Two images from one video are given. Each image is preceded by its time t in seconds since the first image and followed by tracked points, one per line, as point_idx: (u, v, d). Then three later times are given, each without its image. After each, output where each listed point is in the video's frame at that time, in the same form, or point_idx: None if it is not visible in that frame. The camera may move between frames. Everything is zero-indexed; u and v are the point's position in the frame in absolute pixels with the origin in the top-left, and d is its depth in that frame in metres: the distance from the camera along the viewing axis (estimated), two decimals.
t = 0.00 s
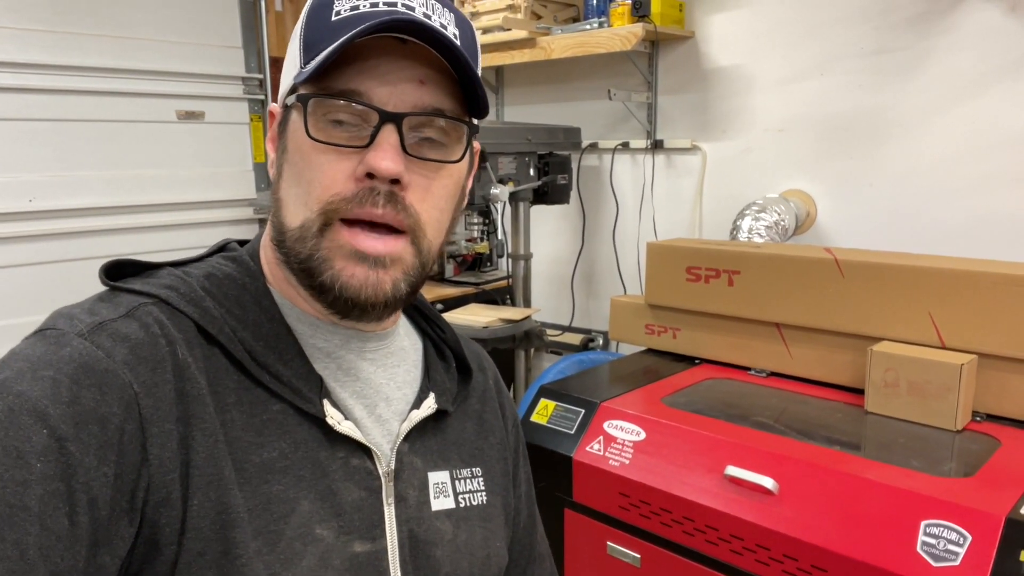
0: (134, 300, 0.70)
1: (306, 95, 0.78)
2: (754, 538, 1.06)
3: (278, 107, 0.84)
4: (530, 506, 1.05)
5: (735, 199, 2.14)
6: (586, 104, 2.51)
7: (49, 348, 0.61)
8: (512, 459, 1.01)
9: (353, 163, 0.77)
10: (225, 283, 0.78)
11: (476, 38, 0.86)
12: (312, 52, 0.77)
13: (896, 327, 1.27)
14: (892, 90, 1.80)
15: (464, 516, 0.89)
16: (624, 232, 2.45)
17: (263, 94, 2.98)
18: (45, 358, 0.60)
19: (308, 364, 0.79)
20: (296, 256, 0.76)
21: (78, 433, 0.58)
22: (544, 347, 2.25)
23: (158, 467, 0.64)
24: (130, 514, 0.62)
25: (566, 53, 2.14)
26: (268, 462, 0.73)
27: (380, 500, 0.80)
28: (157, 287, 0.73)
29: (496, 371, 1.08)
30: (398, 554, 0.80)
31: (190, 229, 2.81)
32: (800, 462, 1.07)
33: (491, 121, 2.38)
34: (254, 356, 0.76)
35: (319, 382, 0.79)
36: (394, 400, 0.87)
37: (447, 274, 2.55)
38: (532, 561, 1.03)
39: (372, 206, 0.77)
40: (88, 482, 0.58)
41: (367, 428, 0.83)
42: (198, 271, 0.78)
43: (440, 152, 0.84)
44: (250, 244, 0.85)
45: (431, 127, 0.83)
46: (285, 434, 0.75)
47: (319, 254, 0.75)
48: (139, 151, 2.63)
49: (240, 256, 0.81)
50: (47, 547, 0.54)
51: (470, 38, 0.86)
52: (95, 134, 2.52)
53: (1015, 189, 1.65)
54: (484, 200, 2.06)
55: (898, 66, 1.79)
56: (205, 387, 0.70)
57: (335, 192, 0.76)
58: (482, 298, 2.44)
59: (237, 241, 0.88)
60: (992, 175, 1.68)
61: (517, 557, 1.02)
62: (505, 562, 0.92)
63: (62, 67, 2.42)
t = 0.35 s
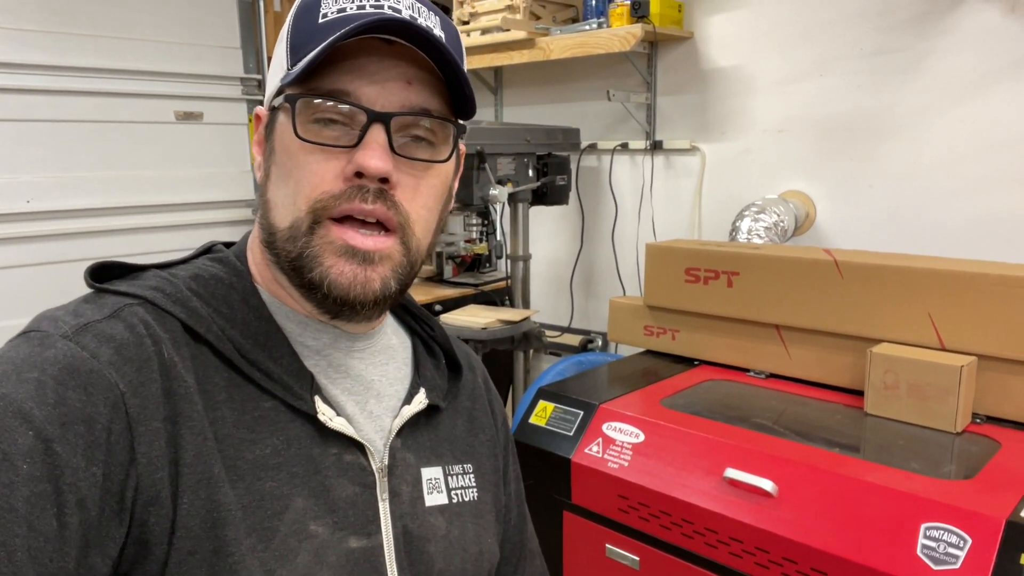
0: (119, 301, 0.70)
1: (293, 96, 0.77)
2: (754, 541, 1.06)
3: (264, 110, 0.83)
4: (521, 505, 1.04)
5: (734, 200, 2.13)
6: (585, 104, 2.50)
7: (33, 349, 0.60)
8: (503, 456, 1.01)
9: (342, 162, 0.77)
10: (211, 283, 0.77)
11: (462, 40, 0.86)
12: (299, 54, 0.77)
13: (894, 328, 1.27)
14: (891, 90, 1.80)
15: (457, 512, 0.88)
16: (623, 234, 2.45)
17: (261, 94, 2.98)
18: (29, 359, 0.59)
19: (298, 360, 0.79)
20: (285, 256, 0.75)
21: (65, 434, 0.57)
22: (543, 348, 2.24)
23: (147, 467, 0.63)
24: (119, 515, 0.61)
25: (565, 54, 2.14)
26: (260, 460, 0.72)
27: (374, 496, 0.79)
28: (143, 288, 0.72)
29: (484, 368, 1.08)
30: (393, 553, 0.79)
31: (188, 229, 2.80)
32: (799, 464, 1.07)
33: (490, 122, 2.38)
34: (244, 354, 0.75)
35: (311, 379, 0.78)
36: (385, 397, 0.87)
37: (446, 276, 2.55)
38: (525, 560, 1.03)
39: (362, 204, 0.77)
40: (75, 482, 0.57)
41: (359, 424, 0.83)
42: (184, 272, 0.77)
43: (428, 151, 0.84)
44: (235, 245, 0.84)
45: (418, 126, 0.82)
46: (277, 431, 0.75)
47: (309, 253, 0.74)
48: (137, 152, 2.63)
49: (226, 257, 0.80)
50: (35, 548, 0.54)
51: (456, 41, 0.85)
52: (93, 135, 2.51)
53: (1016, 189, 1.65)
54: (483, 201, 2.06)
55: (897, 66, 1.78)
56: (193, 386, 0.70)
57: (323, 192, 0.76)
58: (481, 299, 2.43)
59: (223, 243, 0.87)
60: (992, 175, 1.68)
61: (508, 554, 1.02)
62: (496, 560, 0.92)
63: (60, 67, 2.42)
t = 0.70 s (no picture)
0: (109, 304, 0.70)
1: (284, 99, 0.77)
2: (751, 542, 1.06)
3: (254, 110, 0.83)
4: (509, 503, 1.05)
5: (734, 201, 2.13)
6: (585, 104, 2.50)
7: (23, 354, 0.60)
8: (491, 454, 1.01)
9: (332, 165, 0.77)
10: (200, 285, 0.77)
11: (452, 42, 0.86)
12: (289, 57, 0.77)
13: (891, 329, 1.27)
14: (889, 91, 1.80)
15: (448, 510, 0.88)
16: (622, 234, 2.45)
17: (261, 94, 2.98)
18: (18, 364, 0.59)
19: (288, 361, 0.79)
20: (274, 259, 0.76)
21: (56, 438, 0.58)
22: (542, 348, 2.24)
23: (139, 470, 0.63)
24: (112, 518, 0.61)
25: (565, 54, 2.14)
26: (253, 461, 0.72)
27: (366, 495, 0.80)
28: (131, 291, 0.72)
29: (472, 367, 1.08)
30: (386, 551, 0.79)
31: (188, 229, 2.80)
32: (796, 465, 1.07)
33: (490, 122, 2.38)
34: (235, 355, 0.75)
35: (301, 379, 0.79)
36: (376, 396, 0.87)
37: (446, 276, 2.55)
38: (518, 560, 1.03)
39: (353, 208, 0.77)
40: (67, 487, 0.57)
41: (350, 424, 0.83)
42: (172, 275, 0.77)
43: (418, 155, 0.84)
44: (224, 246, 0.84)
45: (409, 130, 0.82)
46: (269, 432, 0.75)
47: (298, 257, 0.75)
48: (137, 152, 2.63)
49: (214, 259, 0.81)
50: (28, 554, 0.54)
51: (446, 43, 0.86)
52: (93, 135, 2.51)
53: (1014, 190, 1.65)
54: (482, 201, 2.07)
55: (896, 67, 1.78)
56: (183, 388, 0.70)
57: (313, 195, 0.76)
58: (481, 300, 2.43)
59: (211, 244, 0.87)
60: (990, 175, 1.68)
61: (497, 551, 1.02)
62: (486, 556, 0.92)
63: (60, 68, 2.42)
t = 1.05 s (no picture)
0: (94, 297, 0.69)
1: (279, 90, 0.77)
2: (748, 538, 1.06)
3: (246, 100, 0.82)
4: (500, 498, 1.05)
5: (734, 199, 2.13)
6: (585, 102, 2.50)
7: (7, 347, 0.60)
8: (481, 448, 1.01)
9: (327, 158, 0.77)
10: (187, 277, 0.77)
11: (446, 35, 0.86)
12: (285, 47, 0.76)
13: (890, 325, 1.26)
14: (889, 88, 1.80)
15: (438, 504, 0.88)
16: (623, 232, 2.45)
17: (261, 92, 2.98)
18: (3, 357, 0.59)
19: (276, 354, 0.79)
20: (267, 254, 0.76)
21: (41, 432, 0.57)
22: (542, 346, 2.24)
23: (126, 464, 0.63)
24: (98, 513, 0.61)
25: (565, 51, 2.14)
26: (241, 454, 0.72)
27: (356, 489, 0.80)
28: (118, 283, 0.72)
29: (461, 360, 1.08)
30: (375, 544, 0.79)
31: (189, 227, 2.81)
32: (793, 462, 1.07)
33: (490, 120, 2.38)
34: (222, 349, 0.75)
35: (289, 373, 0.79)
36: (365, 390, 0.87)
37: (446, 274, 2.55)
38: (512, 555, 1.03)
39: (348, 203, 0.77)
40: (53, 481, 0.57)
41: (339, 417, 0.83)
42: (159, 267, 0.77)
43: (413, 148, 0.84)
44: (211, 240, 0.84)
45: (405, 124, 0.83)
46: (257, 426, 0.75)
47: (293, 251, 0.75)
48: (138, 150, 2.63)
49: (202, 252, 0.80)
50: (13, 549, 0.54)
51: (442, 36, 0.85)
52: (93, 133, 2.51)
53: (1013, 188, 1.64)
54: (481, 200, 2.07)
55: (896, 64, 1.78)
56: (170, 380, 0.70)
57: (307, 189, 0.76)
58: (481, 298, 2.43)
59: (199, 238, 0.87)
60: (990, 173, 1.67)
61: (487, 545, 1.01)
62: (477, 550, 0.92)
63: (60, 66, 2.42)
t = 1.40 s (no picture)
0: (101, 285, 0.70)
1: (298, 79, 0.77)
2: (751, 533, 1.06)
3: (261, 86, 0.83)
4: (503, 492, 1.05)
5: (737, 196, 2.13)
6: (588, 100, 2.50)
7: (14, 336, 0.61)
8: (485, 442, 1.02)
9: (343, 149, 0.77)
10: (195, 266, 0.77)
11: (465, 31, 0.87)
12: (305, 37, 0.77)
13: (895, 321, 1.26)
14: (892, 85, 1.79)
15: (442, 496, 0.89)
16: (626, 230, 2.45)
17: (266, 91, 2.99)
18: (9, 346, 0.60)
19: (283, 345, 0.79)
20: (277, 239, 0.76)
21: (47, 421, 0.58)
22: (546, 344, 2.24)
23: (132, 453, 0.63)
24: (105, 502, 0.62)
25: (568, 49, 2.14)
26: (247, 444, 0.73)
27: (360, 480, 0.80)
28: (124, 272, 0.72)
29: (472, 354, 1.09)
30: (380, 534, 0.80)
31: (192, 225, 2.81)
32: (797, 456, 1.07)
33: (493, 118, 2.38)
34: (228, 339, 0.75)
35: (296, 363, 0.79)
36: (372, 381, 0.87)
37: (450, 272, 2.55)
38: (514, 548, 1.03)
39: (361, 195, 0.77)
40: (59, 469, 0.58)
41: (345, 408, 0.83)
42: (166, 257, 0.77)
43: (428, 145, 0.85)
44: (220, 228, 0.84)
45: (423, 120, 0.84)
46: (263, 416, 0.75)
47: (303, 238, 0.75)
48: (142, 148, 2.64)
49: (210, 241, 0.80)
50: (19, 537, 0.54)
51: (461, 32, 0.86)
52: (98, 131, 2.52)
53: (1017, 185, 1.64)
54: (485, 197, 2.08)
55: (900, 61, 1.77)
56: (176, 370, 0.70)
57: (321, 178, 0.76)
58: (484, 295, 2.43)
59: (205, 227, 0.87)
60: (994, 171, 1.67)
61: (490, 538, 1.02)
62: (480, 542, 0.93)
63: (65, 64, 2.43)
